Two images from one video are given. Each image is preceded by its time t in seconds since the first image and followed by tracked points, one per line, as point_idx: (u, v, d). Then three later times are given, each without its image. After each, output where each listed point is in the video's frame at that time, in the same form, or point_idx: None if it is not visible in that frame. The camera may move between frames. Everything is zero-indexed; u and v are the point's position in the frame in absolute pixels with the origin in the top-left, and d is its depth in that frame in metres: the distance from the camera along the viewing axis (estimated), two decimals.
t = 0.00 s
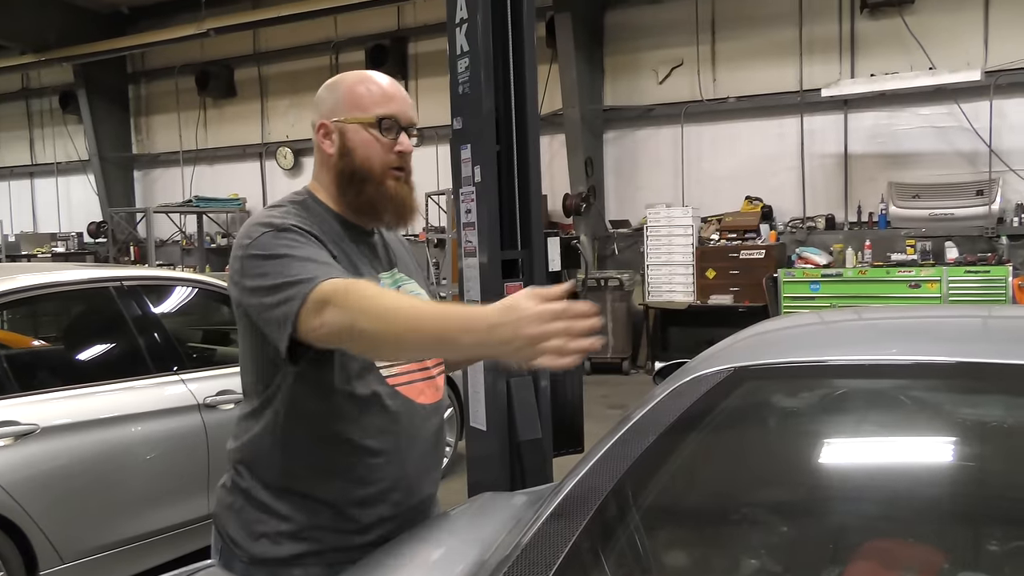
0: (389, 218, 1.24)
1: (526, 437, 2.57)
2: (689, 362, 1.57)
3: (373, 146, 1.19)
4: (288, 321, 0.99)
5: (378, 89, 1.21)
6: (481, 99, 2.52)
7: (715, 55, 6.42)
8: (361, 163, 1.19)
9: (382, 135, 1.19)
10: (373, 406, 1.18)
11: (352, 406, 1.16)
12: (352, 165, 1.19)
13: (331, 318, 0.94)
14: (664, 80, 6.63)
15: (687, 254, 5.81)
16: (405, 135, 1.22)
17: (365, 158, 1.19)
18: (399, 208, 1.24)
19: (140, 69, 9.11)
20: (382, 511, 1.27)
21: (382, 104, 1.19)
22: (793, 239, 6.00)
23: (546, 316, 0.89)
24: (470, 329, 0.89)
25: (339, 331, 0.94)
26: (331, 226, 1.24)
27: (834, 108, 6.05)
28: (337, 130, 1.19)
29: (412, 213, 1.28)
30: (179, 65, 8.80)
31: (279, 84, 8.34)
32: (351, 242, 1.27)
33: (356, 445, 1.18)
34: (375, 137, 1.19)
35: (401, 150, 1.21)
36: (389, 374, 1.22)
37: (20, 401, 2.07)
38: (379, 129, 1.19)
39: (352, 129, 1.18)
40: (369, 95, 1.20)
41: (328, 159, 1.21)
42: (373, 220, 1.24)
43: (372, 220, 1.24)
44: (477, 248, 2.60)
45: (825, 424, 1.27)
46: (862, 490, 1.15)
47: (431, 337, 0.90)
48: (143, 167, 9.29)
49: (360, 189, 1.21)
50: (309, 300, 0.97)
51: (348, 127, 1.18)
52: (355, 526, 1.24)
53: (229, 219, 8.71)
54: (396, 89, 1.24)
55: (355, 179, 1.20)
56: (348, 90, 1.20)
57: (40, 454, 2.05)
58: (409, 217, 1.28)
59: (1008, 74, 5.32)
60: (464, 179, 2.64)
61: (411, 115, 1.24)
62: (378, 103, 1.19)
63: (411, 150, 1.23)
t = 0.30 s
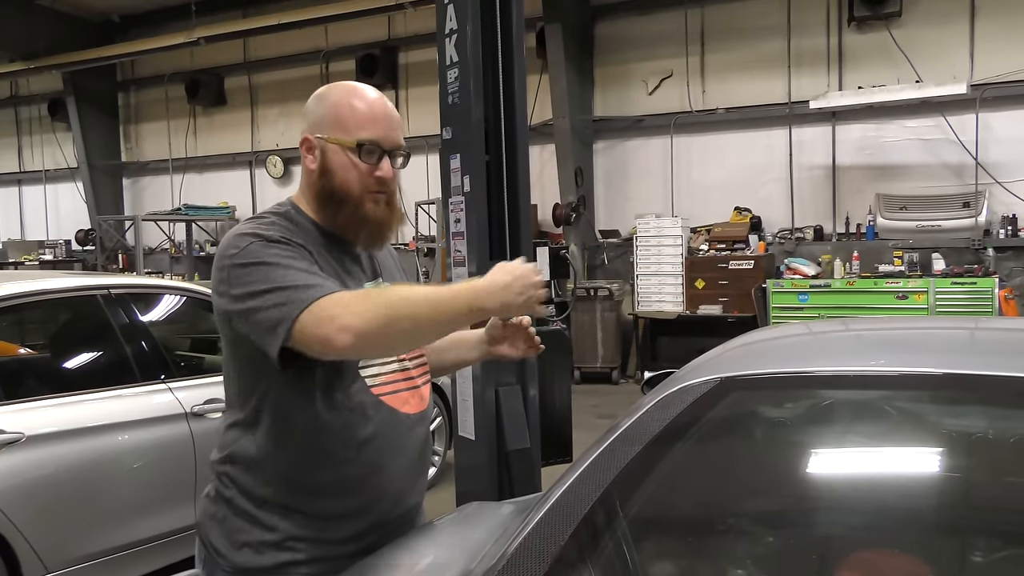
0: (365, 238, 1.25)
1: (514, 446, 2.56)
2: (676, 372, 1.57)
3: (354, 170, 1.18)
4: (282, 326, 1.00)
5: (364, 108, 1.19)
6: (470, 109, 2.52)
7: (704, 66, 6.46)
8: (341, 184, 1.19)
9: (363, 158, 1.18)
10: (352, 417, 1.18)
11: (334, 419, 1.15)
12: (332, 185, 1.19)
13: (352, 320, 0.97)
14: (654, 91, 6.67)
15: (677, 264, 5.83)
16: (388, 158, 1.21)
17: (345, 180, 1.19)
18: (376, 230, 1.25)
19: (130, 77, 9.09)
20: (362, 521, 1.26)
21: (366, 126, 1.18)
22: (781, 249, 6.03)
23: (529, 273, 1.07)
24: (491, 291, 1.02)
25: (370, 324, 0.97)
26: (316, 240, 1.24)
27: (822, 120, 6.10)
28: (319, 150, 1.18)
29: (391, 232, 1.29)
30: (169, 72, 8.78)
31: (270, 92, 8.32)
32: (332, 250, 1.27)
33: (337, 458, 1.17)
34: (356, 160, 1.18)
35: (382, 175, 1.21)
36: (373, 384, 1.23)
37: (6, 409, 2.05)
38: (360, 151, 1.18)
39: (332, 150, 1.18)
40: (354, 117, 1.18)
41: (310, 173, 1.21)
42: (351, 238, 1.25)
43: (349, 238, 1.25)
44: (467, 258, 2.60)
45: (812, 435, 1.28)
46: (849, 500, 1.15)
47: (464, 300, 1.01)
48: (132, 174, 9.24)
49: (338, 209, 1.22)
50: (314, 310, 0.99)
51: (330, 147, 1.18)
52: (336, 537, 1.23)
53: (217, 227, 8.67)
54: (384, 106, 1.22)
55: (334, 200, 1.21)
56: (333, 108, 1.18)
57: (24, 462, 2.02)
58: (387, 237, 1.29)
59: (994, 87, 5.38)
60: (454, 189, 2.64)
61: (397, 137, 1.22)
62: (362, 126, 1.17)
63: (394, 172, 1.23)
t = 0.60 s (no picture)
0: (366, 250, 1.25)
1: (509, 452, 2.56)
2: (671, 377, 1.56)
3: (364, 181, 1.19)
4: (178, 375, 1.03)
5: (378, 121, 1.20)
6: (466, 115, 2.53)
7: (700, 72, 6.49)
8: (349, 194, 1.20)
9: (373, 170, 1.19)
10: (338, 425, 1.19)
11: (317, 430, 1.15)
12: (340, 194, 1.20)
13: (211, 402, 0.97)
14: (650, 97, 6.70)
15: (672, 270, 5.84)
16: (397, 174, 1.22)
17: (354, 191, 1.20)
18: (379, 245, 1.26)
19: (126, 81, 9.08)
20: (352, 528, 1.26)
21: (379, 139, 1.19)
22: (776, 255, 6.05)
23: (420, 385, 1.05)
24: (367, 402, 1.00)
25: (226, 412, 0.97)
26: (309, 242, 1.23)
27: (818, 126, 6.13)
28: (331, 159, 1.19)
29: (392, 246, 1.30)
30: (166, 76, 8.78)
31: (266, 96, 8.32)
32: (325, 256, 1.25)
33: (323, 465, 1.19)
34: (367, 171, 1.19)
35: (390, 190, 1.22)
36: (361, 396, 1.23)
37: None
38: (371, 163, 1.19)
39: (344, 159, 1.19)
40: (368, 128, 1.19)
41: (320, 179, 1.22)
42: (354, 251, 1.26)
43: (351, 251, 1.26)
44: (462, 263, 2.60)
45: (806, 440, 1.28)
46: (843, 507, 1.16)
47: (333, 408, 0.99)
48: (127, 178, 9.22)
49: (343, 219, 1.22)
50: (198, 374, 0.99)
51: (342, 156, 1.19)
52: (325, 545, 1.23)
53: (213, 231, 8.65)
54: (398, 121, 1.24)
55: (341, 209, 1.21)
56: (348, 119, 1.20)
57: (17, 466, 2.01)
58: (389, 251, 1.29)
59: (988, 95, 5.41)
60: (449, 194, 2.65)
61: (409, 153, 1.23)
62: (376, 138, 1.19)
63: (402, 189, 1.24)
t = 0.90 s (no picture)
0: (344, 235, 1.26)
1: (503, 452, 2.56)
2: (664, 377, 1.56)
3: (332, 163, 1.21)
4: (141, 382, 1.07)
5: (342, 106, 1.23)
6: (459, 115, 2.53)
7: (693, 73, 6.51)
8: (320, 179, 1.21)
9: (340, 151, 1.21)
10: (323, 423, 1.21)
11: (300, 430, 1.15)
12: (313, 182, 1.22)
13: (163, 413, 1.03)
14: (644, 97, 6.71)
15: (666, 270, 5.85)
16: (367, 151, 1.24)
17: (325, 175, 1.22)
18: (360, 226, 1.25)
19: (119, 81, 9.05)
20: (340, 529, 1.26)
21: (343, 120, 1.22)
22: (770, 256, 6.07)
23: (340, 361, 0.95)
24: (288, 393, 0.96)
25: (174, 425, 1.02)
26: (288, 240, 1.24)
27: (811, 127, 6.15)
28: (298, 148, 1.22)
29: (374, 231, 1.29)
30: (159, 76, 8.75)
31: (259, 96, 8.30)
32: (307, 256, 1.26)
33: (308, 464, 1.20)
34: (335, 152, 1.21)
35: (361, 168, 1.23)
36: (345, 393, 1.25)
37: None
38: (337, 145, 1.22)
39: (312, 146, 1.21)
40: (332, 113, 1.22)
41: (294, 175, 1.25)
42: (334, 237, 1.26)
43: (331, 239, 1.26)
44: (455, 263, 2.60)
45: (798, 440, 1.28)
46: (835, 506, 1.16)
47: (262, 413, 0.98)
48: (120, 178, 9.19)
49: (320, 206, 1.23)
50: (153, 388, 1.04)
51: (310, 144, 1.21)
52: (313, 545, 1.23)
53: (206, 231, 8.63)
54: (365, 105, 1.27)
55: (317, 196, 1.23)
56: (312, 108, 1.23)
57: (9, 467, 1.99)
58: (370, 235, 1.29)
59: (980, 96, 5.44)
60: (443, 194, 2.65)
61: (376, 132, 1.25)
62: (340, 120, 1.22)
63: (373, 166, 1.25)
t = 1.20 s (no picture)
0: (295, 228, 1.27)
1: (495, 450, 2.56)
2: (657, 374, 1.57)
3: (273, 158, 1.24)
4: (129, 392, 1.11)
5: (287, 101, 1.25)
6: (451, 113, 2.52)
7: (686, 71, 6.51)
8: (266, 176, 1.24)
9: (281, 147, 1.23)
10: (300, 422, 1.22)
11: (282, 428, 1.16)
12: (262, 179, 1.25)
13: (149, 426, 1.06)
14: (636, 95, 6.71)
15: (659, 267, 5.86)
16: (308, 141, 1.24)
17: (269, 169, 1.24)
18: (305, 217, 1.25)
19: (109, 79, 8.99)
20: (323, 528, 1.26)
21: (283, 115, 1.23)
22: (762, 253, 6.09)
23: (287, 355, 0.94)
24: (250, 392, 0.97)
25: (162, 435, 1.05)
26: (259, 240, 1.27)
27: (802, 124, 6.16)
28: (246, 146, 1.26)
29: (330, 222, 1.30)
30: (149, 74, 8.70)
31: (250, 94, 8.26)
32: (283, 257, 1.28)
33: (284, 462, 1.21)
34: (274, 147, 1.24)
35: (304, 159, 1.24)
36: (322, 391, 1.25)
37: None
38: (278, 140, 1.24)
39: (257, 145, 1.25)
40: (275, 110, 1.24)
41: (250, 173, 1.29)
42: (285, 231, 1.27)
43: (286, 234, 1.28)
44: (447, 261, 2.60)
45: (789, 437, 1.29)
46: (827, 502, 1.16)
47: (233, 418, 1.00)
48: (111, 176, 9.13)
49: (271, 201, 1.26)
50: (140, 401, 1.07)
51: (255, 143, 1.25)
52: (294, 544, 1.25)
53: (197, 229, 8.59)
54: (315, 97, 1.28)
55: (265, 192, 1.26)
56: (259, 107, 1.26)
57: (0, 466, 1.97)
58: (326, 226, 1.29)
59: (971, 94, 5.47)
60: (435, 192, 2.64)
61: (321, 123, 1.26)
62: (281, 115, 1.23)
63: (316, 156, 1.25)
